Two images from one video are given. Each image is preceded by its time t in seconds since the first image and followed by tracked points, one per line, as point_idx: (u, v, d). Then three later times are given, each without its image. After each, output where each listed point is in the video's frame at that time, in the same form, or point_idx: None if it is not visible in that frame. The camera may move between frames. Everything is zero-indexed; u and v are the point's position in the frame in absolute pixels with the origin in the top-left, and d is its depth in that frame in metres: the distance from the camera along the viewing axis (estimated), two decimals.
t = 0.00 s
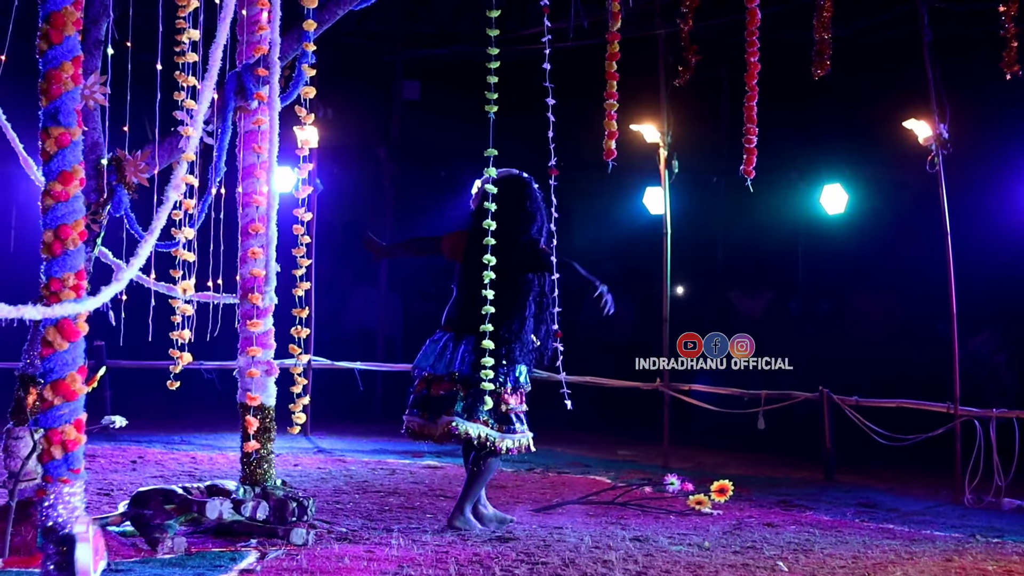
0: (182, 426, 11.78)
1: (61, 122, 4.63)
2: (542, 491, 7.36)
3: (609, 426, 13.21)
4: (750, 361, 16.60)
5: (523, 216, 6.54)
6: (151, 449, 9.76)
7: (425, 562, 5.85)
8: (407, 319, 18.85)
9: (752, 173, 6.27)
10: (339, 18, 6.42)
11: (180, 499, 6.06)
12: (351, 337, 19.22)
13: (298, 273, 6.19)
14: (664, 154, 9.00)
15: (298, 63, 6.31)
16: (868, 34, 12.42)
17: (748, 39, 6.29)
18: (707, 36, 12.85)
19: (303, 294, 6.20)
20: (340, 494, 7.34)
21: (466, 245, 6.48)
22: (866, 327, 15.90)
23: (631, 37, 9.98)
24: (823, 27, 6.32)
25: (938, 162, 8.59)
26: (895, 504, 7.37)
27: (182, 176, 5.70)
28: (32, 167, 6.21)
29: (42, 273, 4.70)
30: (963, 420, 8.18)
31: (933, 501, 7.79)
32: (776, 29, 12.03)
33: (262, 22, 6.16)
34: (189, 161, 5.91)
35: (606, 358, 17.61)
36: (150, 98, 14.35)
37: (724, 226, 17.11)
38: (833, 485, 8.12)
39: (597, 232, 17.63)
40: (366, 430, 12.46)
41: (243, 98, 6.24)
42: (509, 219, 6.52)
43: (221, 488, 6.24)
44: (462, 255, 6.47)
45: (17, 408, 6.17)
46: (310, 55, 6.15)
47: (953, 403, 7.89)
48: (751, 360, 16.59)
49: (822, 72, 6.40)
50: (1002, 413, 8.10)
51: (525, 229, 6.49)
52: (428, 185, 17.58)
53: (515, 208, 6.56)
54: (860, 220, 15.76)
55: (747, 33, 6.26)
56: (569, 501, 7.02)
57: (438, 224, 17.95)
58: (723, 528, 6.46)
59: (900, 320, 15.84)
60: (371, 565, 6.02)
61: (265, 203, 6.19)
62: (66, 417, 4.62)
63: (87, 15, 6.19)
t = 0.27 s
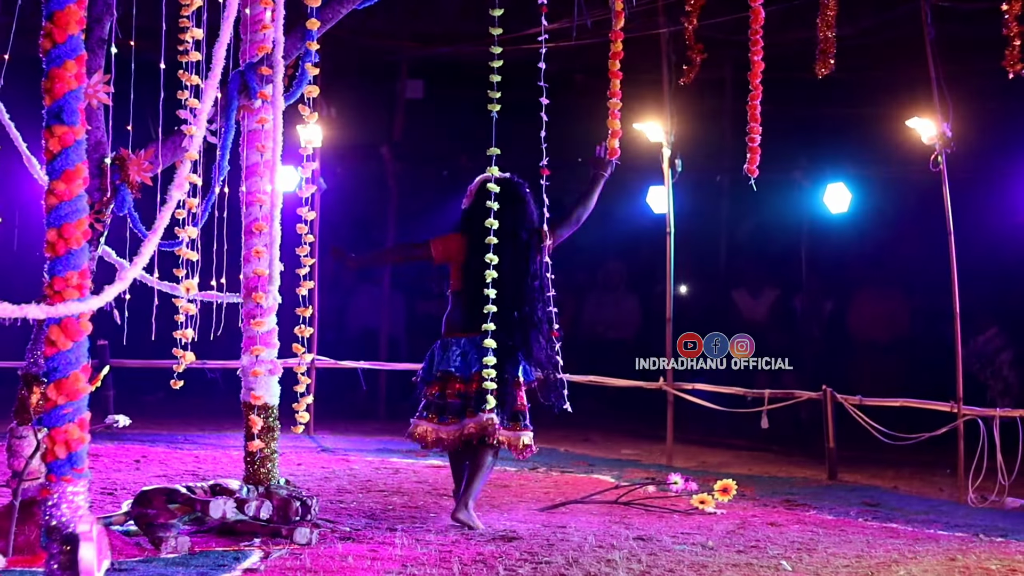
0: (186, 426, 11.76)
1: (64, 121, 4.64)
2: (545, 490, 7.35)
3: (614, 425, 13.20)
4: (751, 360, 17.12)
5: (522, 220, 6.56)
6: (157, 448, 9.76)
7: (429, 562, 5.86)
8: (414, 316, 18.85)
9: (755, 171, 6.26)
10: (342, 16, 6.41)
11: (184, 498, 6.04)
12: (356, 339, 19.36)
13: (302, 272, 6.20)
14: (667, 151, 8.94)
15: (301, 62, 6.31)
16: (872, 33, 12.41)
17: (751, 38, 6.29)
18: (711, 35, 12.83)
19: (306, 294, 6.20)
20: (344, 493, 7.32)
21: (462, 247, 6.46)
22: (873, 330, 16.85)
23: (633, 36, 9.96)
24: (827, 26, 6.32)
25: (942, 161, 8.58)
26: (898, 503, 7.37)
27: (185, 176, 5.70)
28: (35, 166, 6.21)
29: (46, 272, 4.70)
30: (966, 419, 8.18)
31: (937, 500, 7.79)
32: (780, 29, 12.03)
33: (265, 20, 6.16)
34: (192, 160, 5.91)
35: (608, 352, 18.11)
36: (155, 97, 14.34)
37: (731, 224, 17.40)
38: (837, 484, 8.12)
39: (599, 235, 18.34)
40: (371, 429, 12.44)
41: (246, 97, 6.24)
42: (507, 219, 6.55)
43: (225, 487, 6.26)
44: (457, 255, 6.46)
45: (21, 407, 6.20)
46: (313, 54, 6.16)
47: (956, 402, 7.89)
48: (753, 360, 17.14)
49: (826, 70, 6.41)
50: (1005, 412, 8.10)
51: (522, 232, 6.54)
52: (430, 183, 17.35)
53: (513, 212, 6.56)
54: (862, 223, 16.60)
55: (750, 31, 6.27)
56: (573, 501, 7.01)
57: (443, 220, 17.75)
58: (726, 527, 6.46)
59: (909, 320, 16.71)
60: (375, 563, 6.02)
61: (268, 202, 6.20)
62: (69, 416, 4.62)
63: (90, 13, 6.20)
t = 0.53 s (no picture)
0: (192, 425, 11.70)
1: (71, 120, 4.63)
2: (552, 489, 7.34)
3: (620, 424, 13.17)
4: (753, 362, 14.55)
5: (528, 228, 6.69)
6: (163, 447, 9.73)
7: (436, 560, 5.86)
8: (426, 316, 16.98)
9: (762, 170, 6.25)
10: (349, 15, 6.39)
11: (190, 498, 6.12)
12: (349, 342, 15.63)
13: (309, 271, 6.19)
14: (673, 149, 8.89)
15: (307, 60, 6.30)
16: (879, 32, 12.38)
17: (758, 37, 6.28)
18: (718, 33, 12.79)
19: (313, 292, 6.19)
20: (349, 493, 7.30)
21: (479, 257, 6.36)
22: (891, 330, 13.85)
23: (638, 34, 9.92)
24: (833, 24, 6.32)
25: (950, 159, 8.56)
26: (905, 502, 7.37)
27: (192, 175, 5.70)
28: (41, 165, 6.20)
29: (53, 271, 4.70)
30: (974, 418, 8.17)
31: (944, 498, 7.77)
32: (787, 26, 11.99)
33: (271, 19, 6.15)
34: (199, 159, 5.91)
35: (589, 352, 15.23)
36: (160, 95, 14.26)
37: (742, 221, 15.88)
38: (844, 483, 8.11)
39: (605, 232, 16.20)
40: (376, 427, 12.37)
41: (252, 96, 6.23)
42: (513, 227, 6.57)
43: (231, 486, 6.35)
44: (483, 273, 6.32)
45: (27, 406, 6.21)
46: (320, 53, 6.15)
47: (964, 401, 7.87)
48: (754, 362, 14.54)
49: (833, 69, 6.40)
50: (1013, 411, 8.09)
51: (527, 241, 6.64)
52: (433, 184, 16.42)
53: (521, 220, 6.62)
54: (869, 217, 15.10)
55: (757, 30, 6.26)
56: (580, 500, 7.01)
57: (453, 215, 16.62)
58: (733, 526, 6.46)
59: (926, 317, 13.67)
60: (382, 562, 6.02)
61: (275, 200, 6.20)
62: (77, 415, 4.61)
63: (95, 12, 6.19)
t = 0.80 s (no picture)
0: (203, 422, 11.69)
1: (80, 118, 4.62)
2: (561, 486, 7.33)
3: (628, 421, 13.16)
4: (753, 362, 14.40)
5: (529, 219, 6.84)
6: (171, 444, 9.71)
7: (445, 558, 5.87)
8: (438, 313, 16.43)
9: (771, 167, 6.27)
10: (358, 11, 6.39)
11: (199, 495, 6.14)
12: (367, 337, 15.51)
13: (317, 269, 6.20)
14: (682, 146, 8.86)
15: (316, 58, 6.31)
16: (886, 29, 12.37)
17: (766, 34, 6.28)
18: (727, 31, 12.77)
19: (321, 289, 6.20)
20: (358, 491, 7.31)
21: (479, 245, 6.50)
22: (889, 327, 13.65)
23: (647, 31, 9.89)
24: (841, 22, 6.32)
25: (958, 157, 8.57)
26: (913, 499, 7.37)
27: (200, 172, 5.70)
28: (49, 163, 6.20)
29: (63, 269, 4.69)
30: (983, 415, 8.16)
31: (953, 496, 7.77)
32: (796, 24, 11.97)
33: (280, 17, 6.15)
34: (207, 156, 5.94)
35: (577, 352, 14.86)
36: (169, 92, 14.23)
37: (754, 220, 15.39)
38: (852, 480, 8.10)
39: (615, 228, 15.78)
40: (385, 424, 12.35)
41: (261, 93, 6.23)
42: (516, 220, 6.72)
43: (240, 483, 6.36)
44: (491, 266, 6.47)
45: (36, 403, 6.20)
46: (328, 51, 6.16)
47: (973, 399, 7.87)
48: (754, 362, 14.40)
49: (840, 66, 6.40)
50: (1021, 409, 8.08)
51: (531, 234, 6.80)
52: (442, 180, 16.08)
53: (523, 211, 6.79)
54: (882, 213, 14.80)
55: (765, 27, 6.27)
56: (589, 497, 7.01)
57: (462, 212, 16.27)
58: (742, 523, 6.46)
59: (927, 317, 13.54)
60: (391, 560, 6.02)
61: (283, 198, 6.21)
62: (85, 412, 4.57)
63: (103, 9, 6.19)
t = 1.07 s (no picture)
0: (214, 418, 11.70)
1: (93, 112, 4.66)
2: (573, 481, 7.34)
3: (638, 417, 13.14)
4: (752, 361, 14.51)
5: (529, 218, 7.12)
6: (184, 439, 9.71)
7: (457, 552, 5.87)
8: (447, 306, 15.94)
9: (783, 161, 6.27)
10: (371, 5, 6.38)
11: (212, 489, 6.18)
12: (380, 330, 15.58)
13: (329, 263, 6.21)
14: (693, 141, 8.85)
15: (328, 52, 6.31)
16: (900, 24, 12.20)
17: (779, 28, 6.27)
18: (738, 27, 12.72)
19: (334, 284, 6.21)
20: (370, 486, 7.30)
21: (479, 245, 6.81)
22: (898, 319, 13.44)
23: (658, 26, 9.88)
24: (853, 16, 6.31)
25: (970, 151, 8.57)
26: (925, 494, 7.37)
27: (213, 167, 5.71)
28: (63, 158, 6.22)
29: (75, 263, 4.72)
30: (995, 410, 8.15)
31: (964, 490, 7.76)
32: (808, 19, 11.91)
33: (292, 12, 6.16)
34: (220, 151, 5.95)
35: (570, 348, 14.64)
36: (180, 87, 14.19)
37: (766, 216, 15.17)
38: (865, 474, 8.10)
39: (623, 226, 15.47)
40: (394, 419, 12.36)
41: (273, 88, 6.24)
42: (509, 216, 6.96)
43: (252, 477, 6.34)
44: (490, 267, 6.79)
45: (48, 398, 6.19)
46: (340, 45, 6.16)
47: (985, 393, 7.86)
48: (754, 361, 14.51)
49: (852, 60, 6.39)
50: None
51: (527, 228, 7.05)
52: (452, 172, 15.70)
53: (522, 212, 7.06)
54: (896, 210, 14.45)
55: (778, 22, 6.26)
56: (601, 492, 7.01)
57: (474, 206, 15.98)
58: (754, 518, 6.45)
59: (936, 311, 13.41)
60: (403, 554, 6.03)
61: (295, 192, 6.22)
62: (98, 407, 4.60)
63: (116, 4, 6.19)
